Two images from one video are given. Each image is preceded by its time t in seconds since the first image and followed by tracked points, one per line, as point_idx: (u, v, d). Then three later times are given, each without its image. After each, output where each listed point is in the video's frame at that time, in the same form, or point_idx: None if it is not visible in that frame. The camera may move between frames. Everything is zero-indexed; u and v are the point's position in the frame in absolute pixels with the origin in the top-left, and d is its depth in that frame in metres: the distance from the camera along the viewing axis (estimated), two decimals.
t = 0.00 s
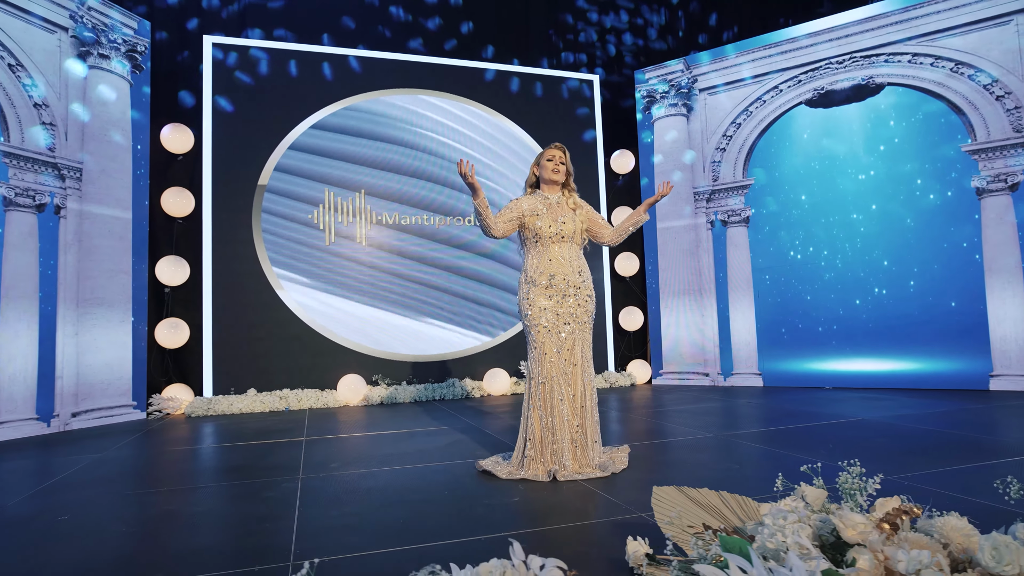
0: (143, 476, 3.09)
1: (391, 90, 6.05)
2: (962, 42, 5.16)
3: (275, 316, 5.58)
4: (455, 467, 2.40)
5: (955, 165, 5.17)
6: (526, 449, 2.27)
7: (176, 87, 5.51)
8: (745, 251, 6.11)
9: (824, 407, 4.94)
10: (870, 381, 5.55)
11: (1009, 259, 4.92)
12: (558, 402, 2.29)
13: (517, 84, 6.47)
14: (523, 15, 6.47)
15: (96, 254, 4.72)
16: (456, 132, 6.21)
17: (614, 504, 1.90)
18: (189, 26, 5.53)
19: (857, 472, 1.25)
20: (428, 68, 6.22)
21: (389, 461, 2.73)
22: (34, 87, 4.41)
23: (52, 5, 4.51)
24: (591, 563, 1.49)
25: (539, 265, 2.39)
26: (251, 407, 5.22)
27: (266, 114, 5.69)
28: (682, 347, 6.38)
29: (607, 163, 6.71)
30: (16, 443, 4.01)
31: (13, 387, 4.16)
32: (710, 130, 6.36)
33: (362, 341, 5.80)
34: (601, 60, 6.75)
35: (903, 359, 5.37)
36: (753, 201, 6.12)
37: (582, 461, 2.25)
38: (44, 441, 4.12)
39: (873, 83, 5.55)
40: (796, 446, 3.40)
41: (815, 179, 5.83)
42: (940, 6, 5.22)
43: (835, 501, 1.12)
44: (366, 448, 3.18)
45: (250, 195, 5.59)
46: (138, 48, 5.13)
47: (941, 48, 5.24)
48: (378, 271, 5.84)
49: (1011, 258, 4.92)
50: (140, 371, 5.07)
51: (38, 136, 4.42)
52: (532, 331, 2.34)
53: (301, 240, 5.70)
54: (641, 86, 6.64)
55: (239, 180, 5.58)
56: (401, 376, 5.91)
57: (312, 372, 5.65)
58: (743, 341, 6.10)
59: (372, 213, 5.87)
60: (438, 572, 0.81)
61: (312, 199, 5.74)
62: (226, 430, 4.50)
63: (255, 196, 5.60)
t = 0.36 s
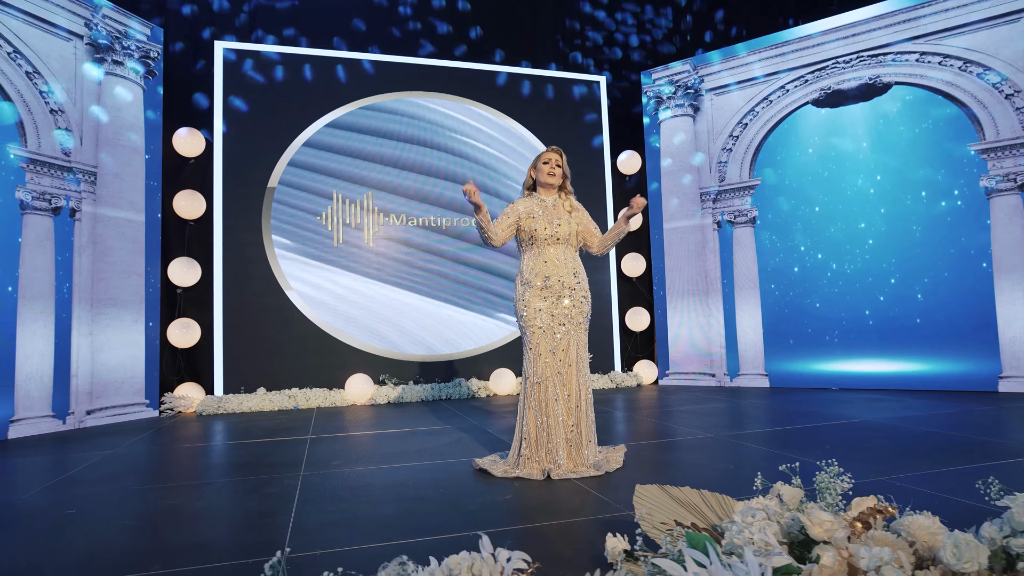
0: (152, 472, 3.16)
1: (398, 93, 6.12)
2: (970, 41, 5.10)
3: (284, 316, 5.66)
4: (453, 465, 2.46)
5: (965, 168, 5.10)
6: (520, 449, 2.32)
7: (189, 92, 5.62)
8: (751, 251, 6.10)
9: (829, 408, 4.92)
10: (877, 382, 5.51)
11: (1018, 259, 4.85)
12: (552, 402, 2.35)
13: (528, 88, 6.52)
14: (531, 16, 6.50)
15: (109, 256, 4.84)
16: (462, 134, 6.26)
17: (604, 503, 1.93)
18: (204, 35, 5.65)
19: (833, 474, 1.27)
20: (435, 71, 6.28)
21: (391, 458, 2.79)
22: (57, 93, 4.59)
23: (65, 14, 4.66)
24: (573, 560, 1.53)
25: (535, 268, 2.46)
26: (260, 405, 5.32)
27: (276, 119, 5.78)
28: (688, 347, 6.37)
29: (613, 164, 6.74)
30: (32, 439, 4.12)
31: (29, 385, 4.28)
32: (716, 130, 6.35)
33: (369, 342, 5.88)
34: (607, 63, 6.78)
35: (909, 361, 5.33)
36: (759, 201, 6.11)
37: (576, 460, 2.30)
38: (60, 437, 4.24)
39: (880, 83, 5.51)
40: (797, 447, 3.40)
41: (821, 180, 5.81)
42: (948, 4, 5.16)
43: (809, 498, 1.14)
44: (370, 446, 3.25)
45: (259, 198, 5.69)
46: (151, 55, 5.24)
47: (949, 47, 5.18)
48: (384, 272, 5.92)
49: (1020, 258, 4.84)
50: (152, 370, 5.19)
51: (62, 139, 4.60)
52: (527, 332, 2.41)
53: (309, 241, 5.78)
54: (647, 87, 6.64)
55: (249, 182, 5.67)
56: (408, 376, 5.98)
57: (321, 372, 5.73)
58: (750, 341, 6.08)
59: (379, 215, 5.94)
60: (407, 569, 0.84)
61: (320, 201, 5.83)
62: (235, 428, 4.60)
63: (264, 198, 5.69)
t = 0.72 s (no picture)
0: (162, 468, 3.24)
1: (405, 96, 6.18)
2: (977, 40, 5.04)
3: (292, 316, 5.74)
4: (452, 464, 2.51)
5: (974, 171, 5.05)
6: (517, 447, 2.37)
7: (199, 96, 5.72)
8: (757, 252, 6.08)
9: (833, 409, 4.91)
10: (884, 384, 5.47)
11: None
12: (548, 402, 2.40)
13: (539, 91, 6.58)
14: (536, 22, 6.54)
15: (122, 258, 4.95)
16: (468, 136, 6.31)
17: (595, 502, 1.97)
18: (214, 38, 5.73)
19: (812, 476, 1.29)
20: (441, 73, 6.33)
21: (393, 456, 2.85)
22: (77, 98, 4.76)
23: (79, 21, 4.77)
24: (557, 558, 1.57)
25: (531, 269, 2.51)
26: (269, 404, 5.41)
27: (285, 122, 5.87)
28: (694, 348, 6.36)
29: (619, 165, 6.76)
30: (48, 436, 4.24)
31: (45, 384, 4.40)
32: (722, 131, 6.35)
33: (377, 342, 5.95)
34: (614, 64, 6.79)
35: (917, 362, 5.29)
36: (765, 201, 6.09)
37: (572, 459, 2.34)
38: (75, 434, 4.36)
39: (887, 82, 5.48)
40: (798, 448, 3.40)
41: (827, 180, 5.79)
42: (956, 3, 5.10)
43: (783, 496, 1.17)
44: (374, 445, 3.31)
45: (268, 200, 5.78)
46: (163, 61, 5.36)
47: (956, 46, 5.13)
48: (391, 273, 5.99)
49: None
50: (164, 369, 5.30)
51: (85, 142, 4.79)
52: (524, 333, 2.47)
53: (316, 243, 5.86)
54: (652, 89, 6.68)
55: (258, 185, 5.76)
56: (415, 375, 6.04)
57: (329, 372, 5.81)
58: (756, 342, 6.07)
59: (385, 216, 6.01)
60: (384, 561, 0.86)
61: (328, 203, 5.91)
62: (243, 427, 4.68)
63: (273, 200, 5.78)
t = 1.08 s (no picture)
0: (171, 465, 3.33)
1: (411, 99, 6.25)
2: (983, 39, 5.01)
3: (300, 317, 5.83)
4: (450, 463, 2.56)
5: (981, 177, 5.01)
6: (512, 446, 2.43)
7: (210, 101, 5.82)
8: (762, 253, 6.08)
9: (837, 410, 4.90)
10: (889, 385, 5.45)
11: None
12: (542, 402, 2.45)
13: (549, 94, 6.60)
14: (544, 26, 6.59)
15: (134, 259, 5.06)
16: (473, 138, 6.36)
17: (587, 501, 2.01)
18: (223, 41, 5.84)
19: (791, 476, 1.32)
20: (447, 76, 6.38)
21: (395, 454, 2.91)
22: (92, 101, 4.89)
23: (91, 28, 4.88)
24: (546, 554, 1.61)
25: (527, 272, 2.56)
26: (277, 403, 5.50)
27: (293, 125, 5.95)
28: (698, 348, 6.37)
29: (625, 166, 6.79)
30: (62, 433, 4.36)
31: (59, 382, 4.52)
32: (727, 131, 6.35)
33: (383, 342, 6.02)
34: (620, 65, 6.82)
35: (923, 363, 5.26)
36: (769, 202, 6.09)
37: (566, 458, 2.39)
38: (88, 432, 4.47)
39: (892, 83, 5.45)
40: (797, 449, 3.41)
41: (832, 180, 5.77)
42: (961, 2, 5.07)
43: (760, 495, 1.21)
44: (377, 443, 3.37)
45: (276, 202, 5.86)
46: (175, 67, 5.46)
47: (963, 45, 5.09)
48: (397, 274, 6.06)
49: None
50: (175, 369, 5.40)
51: (103, 142, 4.95)
52: (518, 334, 2.52)
53: (324, 244, 5.95)
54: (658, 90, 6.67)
55: (267, 187, 5.85)
56: (421, 375, 6.10)
57: (337, 372, 5.89)
58: (761, 343, 6.06)
59: (392, 218, 6.08)
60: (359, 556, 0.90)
61: (336, 205, 6.00)
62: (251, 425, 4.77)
63: (281, 202, 5.87)
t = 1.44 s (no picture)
0: (180, 462, 3.41)
1: (417, 102, 6.33)
2: (989, 38, 4.98)
3: (308, 318, 5.91)
4: (449, 461, 2.61)
5: (985, 184, 4.99)
6: (508, 445, 2.48)
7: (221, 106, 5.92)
8: (767, 254, 6.07)
9: (840, 411, 4.89)
10: (895, 386, 5.42)
11: None
12: (538, 402, 2.51)
13: (560, 97, 6.66)
14: (550, 32, 6.64)
15: (145, 261, 5.17)
16: (479, 141, 6.42)
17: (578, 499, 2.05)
18: (230, 46, 5.92)
19: (769, 476, 1.36)
20: (453, 79, 6.45)
21: (396, 453, 2.97)
22: (106, 105, 5.03)
23: (105, 36, 5.01)
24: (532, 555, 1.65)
25: (524, 274, 2.62)
26: (285, 403, 5.59)
27: (301, 129, 6.04)
28: (703, 349, 6.38)
29: (630, 167, 6.81)
30: (75, 431, 4.47)
31: (73, 381, 4.63)
32: (731, 133, 6.36)
33: (389, 343, 6.10)
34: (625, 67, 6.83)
35: (928, 365, 5.23)
36: (775, 203, 6.09)
37: (561, 458, 2.44)
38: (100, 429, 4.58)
39: (897, 83, 5.43)
40: (796, 450, 3.43)
41: (838, 181, 5.75)
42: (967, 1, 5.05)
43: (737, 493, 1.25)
44: (380, 442, 3.43)
45: (285, 205, 5.96)
46: (185, 73, 5.56)
47: (968, 45, 5.06)
48: (403, 275, 6.14)
49: None
50: (185, 368, 5.51)
51: (119, 143, 5.10)
52: (514, 335, 2.59)
53: (331, 246, 6.03)
54: (663, 92, 6.71)
55: (275, 190, 5.95)
56: (427, 376, 6.16)
57: (344, 372, 5.97)
58: (765, 344, 6.06)
59: (398, 220, 6.16)
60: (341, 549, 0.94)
61: (343, 207, 6.08)
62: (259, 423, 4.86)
63: (289, 205, 5.96)
